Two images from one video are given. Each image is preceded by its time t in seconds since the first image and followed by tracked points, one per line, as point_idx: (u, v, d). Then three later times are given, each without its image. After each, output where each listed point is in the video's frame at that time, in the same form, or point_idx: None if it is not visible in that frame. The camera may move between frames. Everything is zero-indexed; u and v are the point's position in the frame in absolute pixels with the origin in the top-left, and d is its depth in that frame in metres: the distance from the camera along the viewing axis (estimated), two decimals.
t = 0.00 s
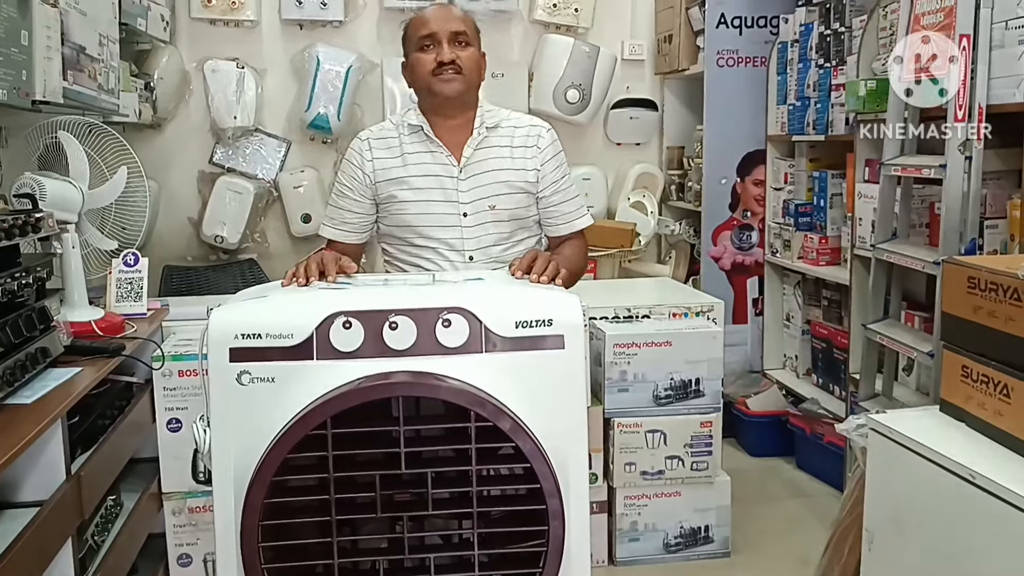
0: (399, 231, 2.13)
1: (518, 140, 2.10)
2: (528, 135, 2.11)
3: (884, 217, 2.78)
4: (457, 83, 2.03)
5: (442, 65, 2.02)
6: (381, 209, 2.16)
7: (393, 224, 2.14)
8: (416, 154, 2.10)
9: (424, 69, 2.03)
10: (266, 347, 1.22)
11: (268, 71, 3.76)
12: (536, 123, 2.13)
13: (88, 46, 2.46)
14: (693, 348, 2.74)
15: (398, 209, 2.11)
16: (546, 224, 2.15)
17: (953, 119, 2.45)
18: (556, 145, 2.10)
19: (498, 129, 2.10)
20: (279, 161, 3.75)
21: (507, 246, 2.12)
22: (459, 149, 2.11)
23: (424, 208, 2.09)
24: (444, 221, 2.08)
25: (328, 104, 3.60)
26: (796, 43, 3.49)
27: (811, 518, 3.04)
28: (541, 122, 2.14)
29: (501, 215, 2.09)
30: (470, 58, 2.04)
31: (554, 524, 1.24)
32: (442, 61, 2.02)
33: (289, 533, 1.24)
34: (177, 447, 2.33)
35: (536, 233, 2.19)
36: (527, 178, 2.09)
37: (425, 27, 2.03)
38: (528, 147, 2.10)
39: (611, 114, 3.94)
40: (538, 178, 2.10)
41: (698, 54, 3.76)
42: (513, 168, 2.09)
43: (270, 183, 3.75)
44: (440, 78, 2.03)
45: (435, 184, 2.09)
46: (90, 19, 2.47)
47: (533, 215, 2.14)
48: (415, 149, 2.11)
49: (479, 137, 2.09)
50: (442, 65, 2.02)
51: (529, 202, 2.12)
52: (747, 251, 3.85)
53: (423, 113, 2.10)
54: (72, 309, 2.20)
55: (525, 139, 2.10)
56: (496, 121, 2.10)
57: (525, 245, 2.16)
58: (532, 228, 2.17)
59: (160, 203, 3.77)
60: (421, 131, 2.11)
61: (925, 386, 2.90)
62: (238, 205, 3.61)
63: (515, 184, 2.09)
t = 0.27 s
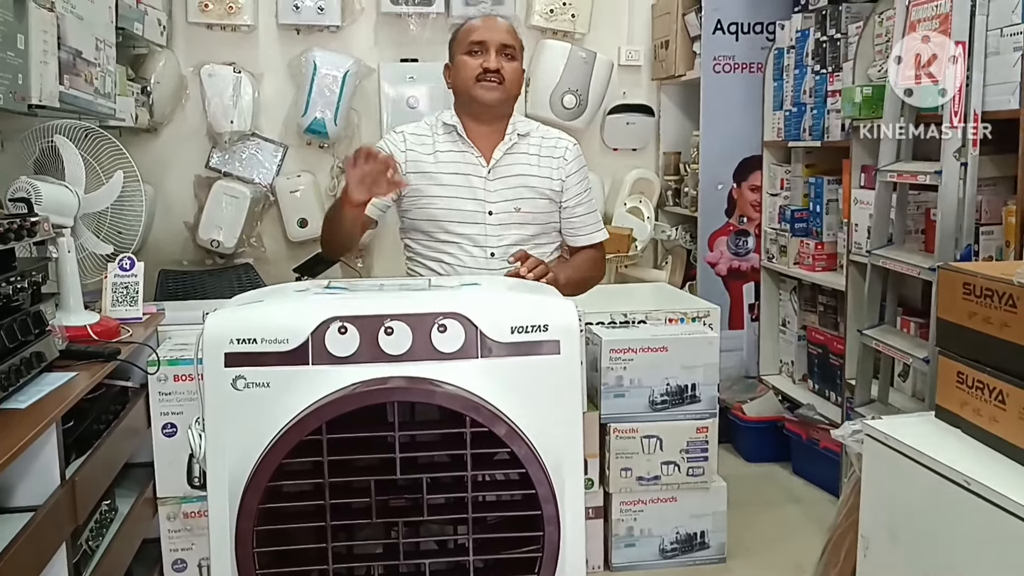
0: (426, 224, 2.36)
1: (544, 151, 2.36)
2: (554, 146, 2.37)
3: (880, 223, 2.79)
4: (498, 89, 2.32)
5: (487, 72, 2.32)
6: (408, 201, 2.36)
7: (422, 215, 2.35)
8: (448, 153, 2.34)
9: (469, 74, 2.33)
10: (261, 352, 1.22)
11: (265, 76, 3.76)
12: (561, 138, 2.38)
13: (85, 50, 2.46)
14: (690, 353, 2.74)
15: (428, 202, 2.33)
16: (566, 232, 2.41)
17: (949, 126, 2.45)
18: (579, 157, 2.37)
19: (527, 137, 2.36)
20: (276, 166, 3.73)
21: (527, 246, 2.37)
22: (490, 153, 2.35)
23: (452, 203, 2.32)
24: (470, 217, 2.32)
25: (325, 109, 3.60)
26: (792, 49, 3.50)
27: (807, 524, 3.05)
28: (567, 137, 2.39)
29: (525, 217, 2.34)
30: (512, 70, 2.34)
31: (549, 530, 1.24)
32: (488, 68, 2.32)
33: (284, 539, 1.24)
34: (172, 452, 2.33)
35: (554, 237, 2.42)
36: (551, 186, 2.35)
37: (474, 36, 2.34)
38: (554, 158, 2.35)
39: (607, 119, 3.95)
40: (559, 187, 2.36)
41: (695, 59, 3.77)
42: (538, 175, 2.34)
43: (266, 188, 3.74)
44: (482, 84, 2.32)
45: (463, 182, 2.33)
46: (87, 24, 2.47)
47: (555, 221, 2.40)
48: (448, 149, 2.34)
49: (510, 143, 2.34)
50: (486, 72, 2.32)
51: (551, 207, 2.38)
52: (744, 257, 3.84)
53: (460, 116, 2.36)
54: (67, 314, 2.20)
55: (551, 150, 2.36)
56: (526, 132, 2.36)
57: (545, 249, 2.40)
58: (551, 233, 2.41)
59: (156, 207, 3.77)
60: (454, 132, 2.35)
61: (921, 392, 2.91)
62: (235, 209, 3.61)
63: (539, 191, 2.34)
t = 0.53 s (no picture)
0: (451, 220, 2.28)
1: (568, 161, 2.35)
2: (579, 160, 2.36)
3: (877, 227, 2.80)
4: (531, 123, 2.25)
5: (525, 102, 2.23)
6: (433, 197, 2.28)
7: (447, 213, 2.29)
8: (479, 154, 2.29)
9: (508, 97, 2.24)
10: (258, 357, 1.21)
11: (263, 80, 3.76)
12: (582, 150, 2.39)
13: (82, 54, 2.46)
14: (687, 357, 2.75)
15: (456, 199, 2.27)
16: (581, 242, 2.42)
17: (945, 130, 2.46)
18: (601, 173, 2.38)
19: (554, 149, 2.34)
20: (273, 169, 3.73)
21: (550, 250, 2.35)
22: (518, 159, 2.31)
23: (481, 202, 2.28)
24: (498, 218, 2.28)
25: (322, 113, 3.61)
26: (789, 53, 3.51)
27: (805, 528, 3.05)
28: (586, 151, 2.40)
29: (550, 221, 2.33)
30: (549, 104, 2.26)
31: (546, 535, 1.24)
32: (528, 100, 2.23)
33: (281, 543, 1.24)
34: (168, 457, 2.32)
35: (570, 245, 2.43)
36: (575, 194, 2.35)
37: (522, 59, 2.21)
38: (579, 169, 2.35)
39: (605, 124, 3.96)
40: (581, 197, 2.38)
41: (692, 64, 3.77)
42: (564, 183, 2.33)
43: (264, 192, 3.74)
44: (516, 111, 2.24)
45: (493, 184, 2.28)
46: (85, 28, 2.47)
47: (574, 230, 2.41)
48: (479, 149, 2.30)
49: (539, 152, 2.32)
50: (524, 103, 2.23)
51: (573, 216, 2.38)
52: (741, 261, 3.85)
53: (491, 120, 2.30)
54: (64, 318, 2.20)
55: (576, 162, 2.35)
56: (554, 143, 2.34)
57: (562, 255, 2.39)
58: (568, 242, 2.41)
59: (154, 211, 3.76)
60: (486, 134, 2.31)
61: (918, 396, 2.91)
62: (232, 213, 3.61)
63: (564, 199, 2.34)
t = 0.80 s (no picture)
0: (468, 224, 2.15)
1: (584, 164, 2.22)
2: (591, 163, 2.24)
3: (875, 227, 2.81)
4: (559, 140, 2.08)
5: (556, 122, 2.04)
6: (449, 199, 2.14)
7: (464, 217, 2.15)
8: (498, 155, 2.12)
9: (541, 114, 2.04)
10: (255, 357, 1.21)
11: (260, 80, 3.76)
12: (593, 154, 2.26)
13: (79, 54, 2.46)
14: (685, 357, 2.74)
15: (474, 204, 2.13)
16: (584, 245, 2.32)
17: (943, 130, 2.46)
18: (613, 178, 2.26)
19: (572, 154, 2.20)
20: (271, 170, 3.75)
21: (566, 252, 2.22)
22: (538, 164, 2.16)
23: (500, 205, 2.13)
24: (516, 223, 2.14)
25: (320, 114, 3.60)
26: (786, 53, 3.51)
27: (803, 528, 3.05)
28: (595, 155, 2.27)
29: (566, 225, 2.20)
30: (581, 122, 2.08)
31: (545, 535, 1.24)
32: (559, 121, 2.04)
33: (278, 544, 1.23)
34: (166, 457, 2.32)
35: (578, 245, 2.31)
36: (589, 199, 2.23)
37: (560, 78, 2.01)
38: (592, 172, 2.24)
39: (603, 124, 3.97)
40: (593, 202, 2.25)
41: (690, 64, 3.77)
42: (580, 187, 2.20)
43: (262, 193, 3.75)
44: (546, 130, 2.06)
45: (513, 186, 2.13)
46: (82, 28, 2.47)
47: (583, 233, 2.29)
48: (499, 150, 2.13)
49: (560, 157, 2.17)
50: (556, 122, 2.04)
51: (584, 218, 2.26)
52: (739, 261, 3.85)
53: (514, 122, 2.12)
54: (61, 318, 2.19)
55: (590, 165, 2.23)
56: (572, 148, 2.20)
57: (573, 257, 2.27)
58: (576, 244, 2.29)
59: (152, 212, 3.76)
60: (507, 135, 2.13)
61: (916, 395, 2.92)
62: (230, 214, 3.61)
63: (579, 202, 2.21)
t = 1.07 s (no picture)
0: (467, 222, 2.15)
1: (584, 165, 2.19)
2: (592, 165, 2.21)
3: (873, 225, 2.79)
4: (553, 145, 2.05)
5: (547, 127, 2.01)
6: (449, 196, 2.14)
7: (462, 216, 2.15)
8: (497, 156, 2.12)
9: (533, 119, 2.01)
10: (254, 355, 1.21)
11: (258, 79, 3.76)
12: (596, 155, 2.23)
13: (77, 53, 2.46)
14: (682, 357, 2.77)
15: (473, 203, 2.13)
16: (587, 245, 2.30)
17: (941, 129, 2.45)
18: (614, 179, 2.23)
19: (572, 155, 2.17)
20: (269, 168, 3.75)
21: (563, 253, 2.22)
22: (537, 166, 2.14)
23: (498, 205, 2.13)
24: (514, 223, 2.14)
25: (318, 113, 3.60)
26: (784, 53, 3.51)
27: (800, 527, 3.05)
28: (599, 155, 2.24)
29: (564, 226, 2.19)
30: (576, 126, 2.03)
31: (543, 532, 1.24)
32: (550, 127, 2.00)
33: (276, 542, 1.23)
34: (163, 456, 2.32)
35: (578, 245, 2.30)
36: (588, 200, 2.21)
37: (552, 84, 1.96)
38: (593, 174, 2.21)
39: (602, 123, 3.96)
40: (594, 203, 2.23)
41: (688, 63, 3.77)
42: (579, 189, 2.19)
43: (259, 191, 3.75)
44: (539, 134, 2.03)
45: (511, 187, 2.13)
46: (80, 27, 2.47)
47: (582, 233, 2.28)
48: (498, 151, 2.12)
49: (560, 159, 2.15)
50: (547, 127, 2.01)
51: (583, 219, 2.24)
52: (737, 260, 3.85)
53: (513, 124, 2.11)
54: (59, 316, 2.19)
55: (591, 167, 2.20)
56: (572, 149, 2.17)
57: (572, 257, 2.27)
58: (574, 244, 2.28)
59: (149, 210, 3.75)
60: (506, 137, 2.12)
61: (914, 394, 2.92)
62: (228, 212, 3.61)
63: (578, 203, 2.20)
